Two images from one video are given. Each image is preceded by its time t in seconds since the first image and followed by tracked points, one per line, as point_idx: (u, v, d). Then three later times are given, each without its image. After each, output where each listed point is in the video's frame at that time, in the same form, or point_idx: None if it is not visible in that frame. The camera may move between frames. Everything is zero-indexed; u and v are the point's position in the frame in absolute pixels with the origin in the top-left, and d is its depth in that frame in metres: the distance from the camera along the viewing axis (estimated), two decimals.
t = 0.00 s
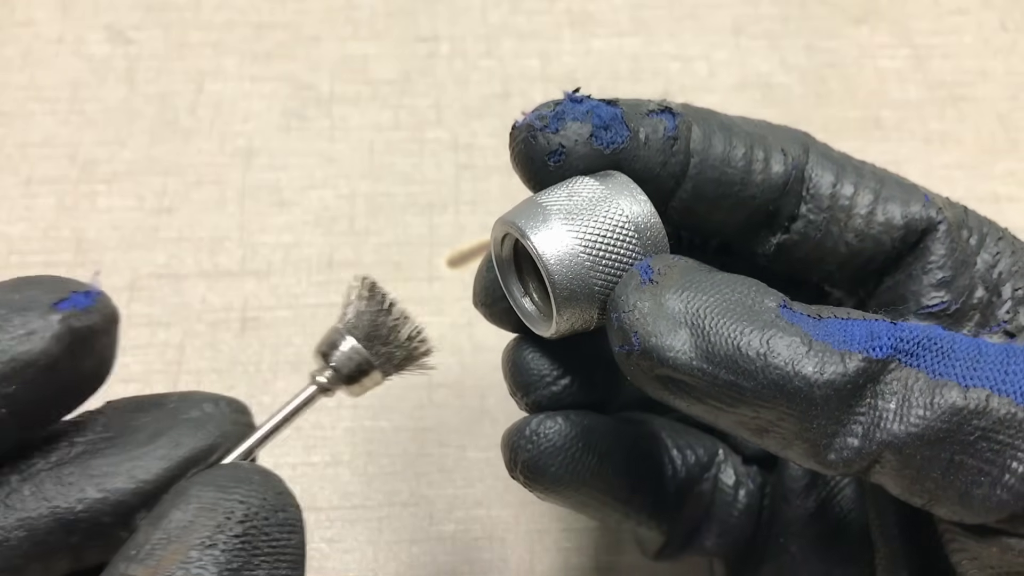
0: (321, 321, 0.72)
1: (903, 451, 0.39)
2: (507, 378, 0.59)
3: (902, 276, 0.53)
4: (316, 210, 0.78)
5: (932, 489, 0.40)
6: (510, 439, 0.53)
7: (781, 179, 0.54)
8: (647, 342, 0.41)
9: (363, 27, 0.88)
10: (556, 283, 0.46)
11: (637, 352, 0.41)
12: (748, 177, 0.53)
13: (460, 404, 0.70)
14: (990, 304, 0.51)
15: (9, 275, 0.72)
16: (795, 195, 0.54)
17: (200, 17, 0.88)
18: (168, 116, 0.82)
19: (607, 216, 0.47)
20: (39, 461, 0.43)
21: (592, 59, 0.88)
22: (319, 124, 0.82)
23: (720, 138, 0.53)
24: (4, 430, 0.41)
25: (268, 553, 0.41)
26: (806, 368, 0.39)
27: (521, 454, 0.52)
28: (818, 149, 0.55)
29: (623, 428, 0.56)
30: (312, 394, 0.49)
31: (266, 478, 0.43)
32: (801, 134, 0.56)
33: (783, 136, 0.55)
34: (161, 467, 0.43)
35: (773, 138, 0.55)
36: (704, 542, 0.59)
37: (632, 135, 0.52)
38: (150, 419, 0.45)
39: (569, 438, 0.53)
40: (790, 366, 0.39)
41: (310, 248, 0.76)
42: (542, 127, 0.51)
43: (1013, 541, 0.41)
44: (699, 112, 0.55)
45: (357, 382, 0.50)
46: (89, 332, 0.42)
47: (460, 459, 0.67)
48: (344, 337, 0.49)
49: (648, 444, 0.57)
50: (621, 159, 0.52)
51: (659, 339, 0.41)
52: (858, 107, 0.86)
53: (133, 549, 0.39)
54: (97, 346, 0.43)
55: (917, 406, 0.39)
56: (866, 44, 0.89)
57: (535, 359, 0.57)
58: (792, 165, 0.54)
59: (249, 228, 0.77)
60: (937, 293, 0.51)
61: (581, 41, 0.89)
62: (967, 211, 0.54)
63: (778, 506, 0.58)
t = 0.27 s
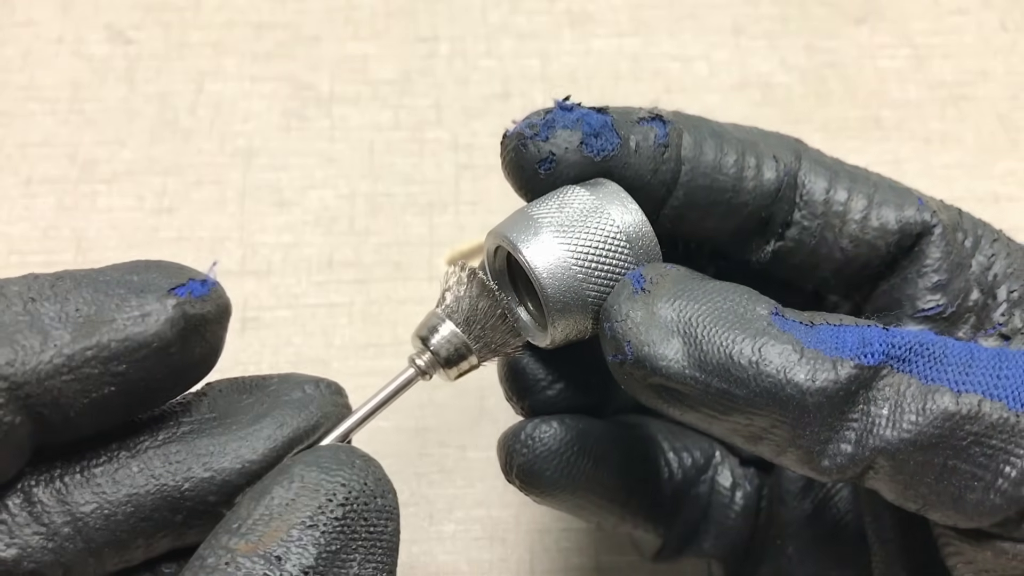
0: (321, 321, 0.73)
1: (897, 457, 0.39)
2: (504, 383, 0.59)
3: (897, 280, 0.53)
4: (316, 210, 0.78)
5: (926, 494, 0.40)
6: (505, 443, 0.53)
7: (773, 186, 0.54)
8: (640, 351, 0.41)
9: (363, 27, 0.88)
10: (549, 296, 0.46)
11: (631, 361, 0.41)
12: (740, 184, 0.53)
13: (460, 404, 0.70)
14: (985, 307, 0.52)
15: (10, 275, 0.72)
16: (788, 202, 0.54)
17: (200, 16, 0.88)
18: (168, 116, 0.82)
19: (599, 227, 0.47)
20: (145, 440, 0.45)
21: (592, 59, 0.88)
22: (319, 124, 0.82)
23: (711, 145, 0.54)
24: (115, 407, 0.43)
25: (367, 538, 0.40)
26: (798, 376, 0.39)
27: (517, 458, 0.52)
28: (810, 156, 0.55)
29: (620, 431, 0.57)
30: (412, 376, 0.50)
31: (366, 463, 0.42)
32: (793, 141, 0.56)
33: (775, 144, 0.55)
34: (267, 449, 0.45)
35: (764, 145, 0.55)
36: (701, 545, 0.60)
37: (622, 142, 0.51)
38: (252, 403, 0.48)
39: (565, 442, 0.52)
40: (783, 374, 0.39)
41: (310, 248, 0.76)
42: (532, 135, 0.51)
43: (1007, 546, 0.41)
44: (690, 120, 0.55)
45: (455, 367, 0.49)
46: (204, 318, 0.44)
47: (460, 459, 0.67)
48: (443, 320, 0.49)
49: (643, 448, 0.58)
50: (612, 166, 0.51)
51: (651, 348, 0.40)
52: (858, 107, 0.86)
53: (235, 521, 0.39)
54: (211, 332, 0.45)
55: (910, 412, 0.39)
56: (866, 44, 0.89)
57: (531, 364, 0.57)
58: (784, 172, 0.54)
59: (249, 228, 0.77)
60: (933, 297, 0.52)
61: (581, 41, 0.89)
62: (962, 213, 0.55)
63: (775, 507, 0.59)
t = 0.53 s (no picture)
0: (321, 321, 0.73)
1: (891, 465, 0.39)
2: (504, 389, 0.59)
3: (896, 285, 0.53)
4: (316, 210, 0.78)
5: (921, 501, 0.40)
6: (504, 447, 0.53)
7: (768, 192, 0.54)
8: (634, 360, 0.41)
9: (363, 27, 0.88)
10: (546, 314, 0.46)
11: (625, 370, 0.41)
12: (735, 190, 0.53)
13: (460, 404, 0.70)
14: (983, 311, 0.52)
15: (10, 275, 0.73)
16: (784, 209, 0.54)
17: (200, 16, 0.88)
18: (168, 116, 0.82)
19: (590, 239, 0.47)
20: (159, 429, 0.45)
21: (592, 59, 0.88)
22: (319, 124, 0.83)
23: (706, 152, 0.54)
24: (128, 394, 0.43)
25: (379, 534, 0.41)
26: (792, 385, 0.39)
27: (515, 462, 0.52)
28: (806, 163, 0.55)
29: (617, 435, 0.57)
30: (426, 370, 0.49)
31: (380, 458, 0.42)
32: (789, 148, 0.56)
33: (771, 150, 0.55)
34: (281, 442, 0.45)
35: (759, 152, 0.55)
36: (701, 548, 0.60)
37: (614, 148, 0.51)
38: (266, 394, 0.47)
39: (563, 446, 0.53)
40: (777, 383, 0.39)
41: (310, 248, 0.76)
42: (524, 141, 0.51)
43: (1004, 553, 0.42)
44: (684, 127, 0.55)
45: (468, 362, 0.48)
46: (218, 305, 0.44)
47: (460, 459, 0.67)
48: (455, 315, 0.48)
49: (642, 451, 0.58)
50: (604, 172, 0.51)
51: (646, 357, 0.41)
52: (858, 107, 0.86)
53: (249, 516, 0.39)
54: (225, 319, 0.45)
55: (904, 420, 0.40)
56: (866, 44, 0.89)
57: (531, 369, 0.57)
58: (779, 178, 0.54)
59: (249, 228, 0.77)
60: (931, 302, 0.52)
61: (581, 41, 0.89)
62: (960, 217, 0.55)
63: (774, 510, 0.59)
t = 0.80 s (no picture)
0: (321, 321, 0.73)
1: (894, 463, 0.39)
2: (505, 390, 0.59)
3: (896, 284, 0.53)
4: (316, 210, 0.78)
5: (923, 500, 0.40)
6: (505, 447, 0.53)
7: (768, 193, 0.54)
8: (637, 358, 0.41)
9: (363, 27, 0.88)
10: (548, 313, 0.46)
11: (628, 368, 0.41)
12: (735, 191, 0.53)
13: (460, 404, 0.70)
14: (983, 311, 0.52)
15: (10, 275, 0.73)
16: (784, 210, 0.54)
17: (200, 16, 0.88)
18: (168, 116, 0.82)
19: (592, 237, 0.47)
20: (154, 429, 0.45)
21: (592, 59, 0.88)
22: (319, 124, 0.83)
23: (705, 152, 0.54)
24: (122, 397, 0.43)
25: (373, 534, 0.41)
26: (795, 383, 0.39)
27: (516, 462, 0.52)
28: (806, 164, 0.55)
29: (618, 435, 0.57)
30: (421, 377, 0.49)
31: (372, 459, 0.42)
32: (788, 149, 0.56)
33: (770, 151, 0.55)
34: (274, 445, 0.45)
35: (759, 152, 0.55)
36: (701, 548, 0.60)
37: (614, 148, 0.51)
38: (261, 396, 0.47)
39: (563, 447, 0.53)
40: (779, 381, 0.39)
41: (310, 248, 0.76)
42: (524, 140, 0.51)
43: (1006, 552, 0.42)
44: (683, 127, 0.55)
45: (463, 370, 0.49)
46: (214, 309, 0.44)
47: (460, 459, 0.67)
48: (453, 323, 0.48)
49: (642, 452, 0.58)
50: (604, 172, 0.51)
51: (648, 355, 0.41)
52: (858, 107, 0.86)
53: (241, 519, 0.39)
54: (220, 323, 0.45)
55: (906, 418, 0.40)
56: (866, 44, 0.89)
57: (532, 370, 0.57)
58: (779, 178, 0.54)
59: (249, 228, 0.77)
60: (931, 301, 0.52)
61: (581, 41, 0.89)
62: (960, 217, 0.55)
63: (774, 510, 0.59)
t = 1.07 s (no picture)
0: (322, 321, 0.73)
1: (894, 465, 0.39)
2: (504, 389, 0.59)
3: (898, 286, 0.53)
4: (316, 210, 0.78)
5: (923, 502, 0.40)
6: (505, 448, 0.53)
7: (768, 195, 0.54)
8: (637, 358, 0.41)
9: (363, 27, 0.88)
10: (551, 317, 0.46)
11: (629, 368, 0.41)
12: (734, 193, 0.53)
13: (460, 404, 0.70)
14: (985, 312, 0.52)
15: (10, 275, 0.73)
16: (784, 212, 0.54)
17: (200, 16, 0.88)
18: (168, 116, 0.82)
19: (592, 238, 0.47)
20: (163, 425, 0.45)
21: (592, 59, 0.88)
22: (319, 124, 0.83)
23: (705, 154, 0.54)
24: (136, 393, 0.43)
25: (381, 536, 0.40)
26: (796, 385, 0.39)
27: (517, 464, 0.52)
28: (806, 166, 0.55)
29: (620, 437, 0.57)
30: (430, 384, 0.49)
31: (379, 462, 0.42)
32: (789, 151, 0.56)
33: (770, 153, 0.55)
34: (282, 447, 0.45)
35: (758, 154, 0.55)
36: (702, 549, 0.60)
37: (613, 149, 0.51)
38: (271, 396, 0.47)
39: (564, 450, 0.53)
40: (780, 383, 0.39)
41: (310, 248, 0.76)
42: (522, 141, 0.51)
43: (1006, 555, 0.42)
44: (682, 129, 0.55)
45: (473, 377, 0.49)
46: (227, 307, 0.44)
47: (460, 459, 0.67)
48: (464, 331, 0.48)
49: (643, 452, 0.58)
50: (602, 172, 0.51)
51: (649, 355, 0.41)
52: (857, 107, 0.86)
53: (250, 520, 0.39)
54: (232, 322, 0.45)
55: (907, 421, 0.40)
56: (866, 44, 0.89)
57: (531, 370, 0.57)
58: (779, 180, 0.54)
59: (249, 228, 0.77)
60: (933, 303, 0.52)
61: (581, 41, 0.89)
62: (961, 218, 0.55)
63: (775, 510, 0.59)
